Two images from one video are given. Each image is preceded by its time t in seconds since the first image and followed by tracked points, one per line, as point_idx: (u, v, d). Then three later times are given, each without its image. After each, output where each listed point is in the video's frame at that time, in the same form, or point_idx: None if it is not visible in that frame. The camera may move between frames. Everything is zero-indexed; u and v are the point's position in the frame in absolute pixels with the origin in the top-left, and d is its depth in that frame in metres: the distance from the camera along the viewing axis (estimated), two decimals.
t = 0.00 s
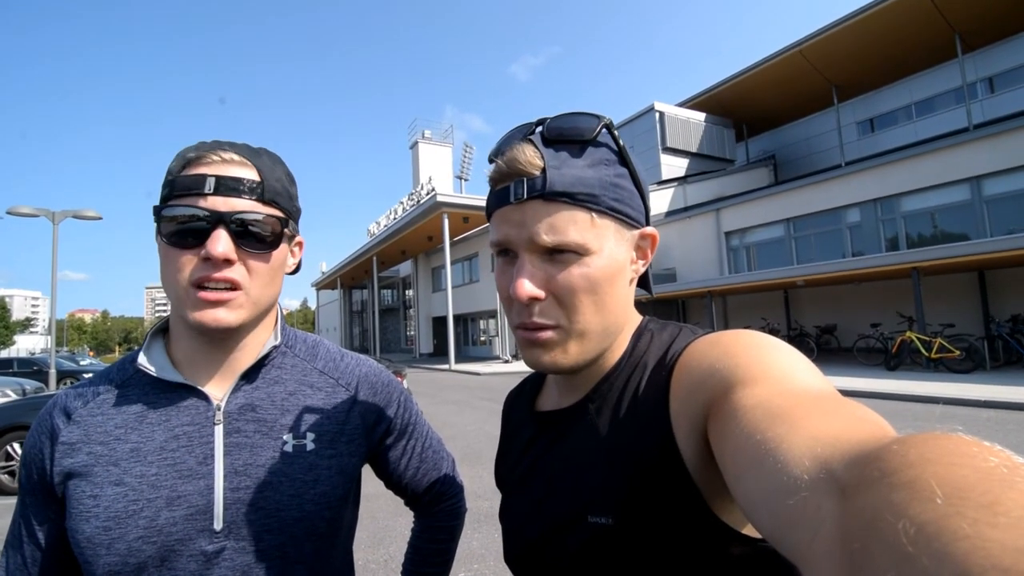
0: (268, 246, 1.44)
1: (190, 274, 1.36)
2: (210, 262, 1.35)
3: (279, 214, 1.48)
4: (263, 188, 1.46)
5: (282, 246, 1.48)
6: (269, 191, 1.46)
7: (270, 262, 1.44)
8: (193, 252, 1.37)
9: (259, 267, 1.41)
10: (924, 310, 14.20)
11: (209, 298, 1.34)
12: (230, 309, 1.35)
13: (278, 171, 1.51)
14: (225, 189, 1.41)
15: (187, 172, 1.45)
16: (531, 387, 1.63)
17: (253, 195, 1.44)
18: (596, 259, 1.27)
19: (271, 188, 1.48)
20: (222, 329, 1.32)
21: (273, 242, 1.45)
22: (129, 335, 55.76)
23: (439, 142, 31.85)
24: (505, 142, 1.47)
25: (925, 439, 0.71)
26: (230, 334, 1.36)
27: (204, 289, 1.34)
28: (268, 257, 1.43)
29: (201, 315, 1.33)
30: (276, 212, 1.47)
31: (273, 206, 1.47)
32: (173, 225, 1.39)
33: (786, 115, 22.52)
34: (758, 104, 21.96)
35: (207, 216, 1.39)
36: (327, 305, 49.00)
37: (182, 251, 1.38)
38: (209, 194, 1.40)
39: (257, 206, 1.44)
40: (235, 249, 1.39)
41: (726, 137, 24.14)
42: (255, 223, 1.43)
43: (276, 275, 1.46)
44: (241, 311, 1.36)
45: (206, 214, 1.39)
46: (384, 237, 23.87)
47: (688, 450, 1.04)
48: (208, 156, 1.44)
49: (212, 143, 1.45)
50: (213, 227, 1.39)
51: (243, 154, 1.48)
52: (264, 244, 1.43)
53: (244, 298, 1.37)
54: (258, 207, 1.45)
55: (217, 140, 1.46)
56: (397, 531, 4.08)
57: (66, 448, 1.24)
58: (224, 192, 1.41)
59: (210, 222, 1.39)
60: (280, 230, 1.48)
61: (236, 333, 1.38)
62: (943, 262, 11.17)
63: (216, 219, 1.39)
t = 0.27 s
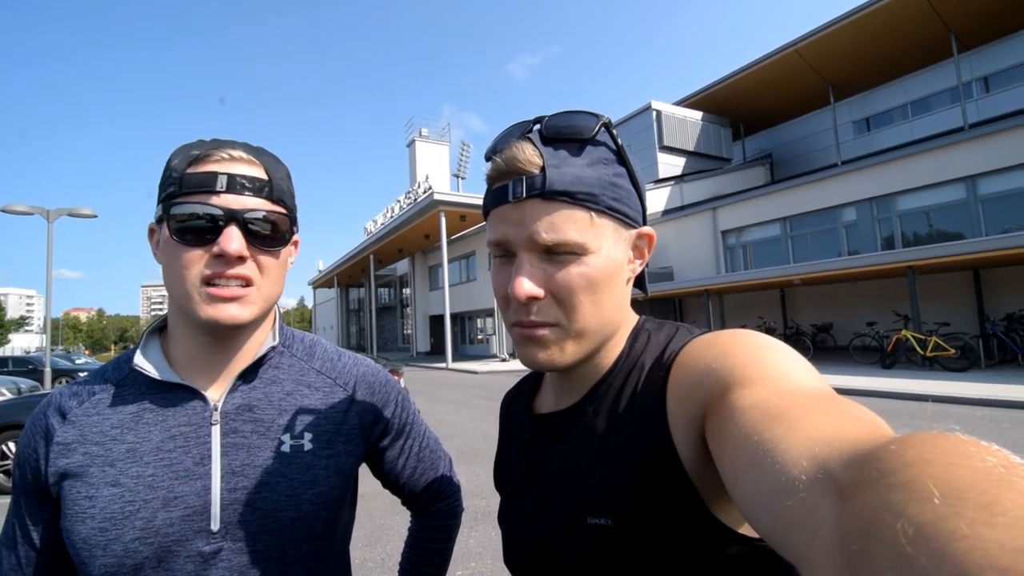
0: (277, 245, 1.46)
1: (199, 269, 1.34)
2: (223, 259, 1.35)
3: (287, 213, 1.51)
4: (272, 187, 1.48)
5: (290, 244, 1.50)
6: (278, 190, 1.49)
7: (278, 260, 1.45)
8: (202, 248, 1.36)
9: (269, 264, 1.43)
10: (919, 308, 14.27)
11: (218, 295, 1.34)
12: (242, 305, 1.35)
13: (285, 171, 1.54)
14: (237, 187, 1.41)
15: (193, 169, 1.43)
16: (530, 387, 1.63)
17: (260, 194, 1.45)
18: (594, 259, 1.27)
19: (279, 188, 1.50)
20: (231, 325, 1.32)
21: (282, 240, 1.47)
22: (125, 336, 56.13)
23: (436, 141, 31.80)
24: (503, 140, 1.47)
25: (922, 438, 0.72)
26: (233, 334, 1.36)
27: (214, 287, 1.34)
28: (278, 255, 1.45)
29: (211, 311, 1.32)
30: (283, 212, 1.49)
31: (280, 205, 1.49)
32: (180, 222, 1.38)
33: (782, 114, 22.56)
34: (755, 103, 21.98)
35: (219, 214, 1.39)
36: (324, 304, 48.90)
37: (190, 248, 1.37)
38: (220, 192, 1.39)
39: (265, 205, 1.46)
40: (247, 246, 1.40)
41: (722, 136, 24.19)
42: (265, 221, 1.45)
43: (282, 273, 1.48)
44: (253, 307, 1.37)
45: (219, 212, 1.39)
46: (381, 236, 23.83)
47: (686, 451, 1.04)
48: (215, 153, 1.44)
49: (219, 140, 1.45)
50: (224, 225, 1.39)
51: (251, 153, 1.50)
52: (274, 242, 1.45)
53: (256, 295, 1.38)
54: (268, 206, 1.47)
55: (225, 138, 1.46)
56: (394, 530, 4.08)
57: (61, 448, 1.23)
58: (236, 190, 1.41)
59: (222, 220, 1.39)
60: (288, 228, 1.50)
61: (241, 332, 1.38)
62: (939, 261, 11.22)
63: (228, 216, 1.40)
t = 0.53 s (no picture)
0: (284, 247, 1.47)
1: (211, 269, 1.34)
2: (237, 260, 1.35)
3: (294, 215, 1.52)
4: (281, 189, 1.49)
5: (296, 247, 1.51)
6: (287, 192, 1.50)
7: (286, 261, 1.47)
8: (213, 248, 1.35)
9: (278, 265, 1.44)
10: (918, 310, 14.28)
11: (227, 295, 1.34)
12: (253, 306, 1.35)
13: (291, 174, 1.55)
14: (248, 189, 1.42)
15: (204, 169, 1.42)
16: (530, 387, 1.63)
17: (269, 196, 1.46)
18: (595, 259, 1.27)
19: (287, 190, 1.51)
20: (241, 325, 1.32)
21: (289, 243, 1.48)
22: (125, 335, 56.03)
23: (436, 140, 31.80)
24: (505, 141, 1.46)
25: (922, 439, 0.72)
26: (237, 335, 1.35)
27: (224, 287, 1.34)
28: (286, 257, 1.46)
29: (222, 310, 1.32)
30: (291, 214, 1.50)
31: (288, 207, 1.50)
32: (192, 222, 1.37)
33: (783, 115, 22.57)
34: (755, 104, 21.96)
35: (229, 215, 1.38)
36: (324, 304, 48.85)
37: (200, 248, 1.35)
38: (234, 193, 1.40)
39: (274, 207, 1.47)
40: (259, 247, 1.40)
41: (723, 137, 24.19)
42: (274, 222, 1.45)
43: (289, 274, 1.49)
44: (264, 308, 1.37)
45: (229, 213, 1.39)
46: (381, 235, 23.81)
47: (685, 451, 1.04)
48: (227, 155, 1.44)
49: (230, 142, 1.45)
50: (236, 226, 1.38)
51: (260, 156, 1.50)
52: (282, 244, 1.46)
53: (266, 296, 1.39)
54: (277, 208, 1.47)
55: (237, 139, 1.46)
56: (393, 530, 4.07)
57: (59, 444, 1.23)
58: (247, 192, 1.42)
59: (232, 221, 1.38)
60: (294, 231, 1.52)
61: (247, 333, 1.37)
62: (938, 263, 11.22)
63: (240, 218, 1.40)
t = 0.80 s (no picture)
0: (292, 247, 1.49)
1: (230, 269, 1.33)
2: (257, 261, 1.36)
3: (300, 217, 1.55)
4: (289, 192, 1.51)
5: (300, 249, 1.54)
6: (294, 195, 1.53)
7: (293, 262, 1.49)
8: (231, 249, 1.34)
9: (289, 266, 1.46)
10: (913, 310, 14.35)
11: (243, 294, 1.34)
12: (271, 305, 1.37)
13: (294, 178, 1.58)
14: (263, 191, 1.43)
15: (216, 171, 1.41)
16: (530, 387, 1.62)
17: (279, 198, 1.47)
18: (592, 260, 1.26)
19: (293, 193, 1.54)
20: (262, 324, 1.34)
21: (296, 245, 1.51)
22: (119, 337, 55.78)
23: (433, 142, 31.80)
24: (502, 143, 1.46)
25: (920, 439, 0.72)
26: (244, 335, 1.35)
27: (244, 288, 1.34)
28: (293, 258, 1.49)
29: (242, 310, 1.32)
30: (297, 216, 1.53)
31: (294, 210, 1.53)
32: (209, 222, 1.35)
33: (778, 116, 22.66)
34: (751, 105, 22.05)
35: (245, 217, 1.38)
36: (320, 306, 48.70)
37: (216, 248, 1.34)
38: (251, 196, 1.40)
39: (283, 209, 1.48)
40: (274, 247, 1.42)
41: (718, 138, 24.27)
42: (284, 224, 1.47)
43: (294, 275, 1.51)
44: (279, 307, 1.40)
45: (245, 214, 1.39)
46: (377, 237, 23.77)
47: (683, 452, 1.04)
48: (240, 158, 1.45)
49: (240, 146, 1.46)
50: (251, 227, 1.39)
51: (268, 159, 1.52)
52: (290, 245, 1.49)
53: (279, 296, 1.41)
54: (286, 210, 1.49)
55: (248, 143, 1.47)
56: (390, 532, 4.06)
57: (52, 446, 1.22)
58: (262, 195, 1.43)
59: (248, 222, 1.38)
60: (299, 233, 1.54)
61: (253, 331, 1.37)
62: (933, 262, 11.28)
63: (255, 218, 1.40)
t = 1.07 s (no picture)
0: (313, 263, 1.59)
1: (281, 282, 1.39)
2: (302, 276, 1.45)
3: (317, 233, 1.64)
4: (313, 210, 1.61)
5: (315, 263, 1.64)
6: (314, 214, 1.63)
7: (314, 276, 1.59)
8: (281, 263, 1.41)
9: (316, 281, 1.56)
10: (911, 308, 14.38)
11: (290, 304, 1.43)
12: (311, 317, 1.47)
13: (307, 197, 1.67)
14: (301, 212, 1.53)
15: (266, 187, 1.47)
16: (530, 389, 1.62)
17: (307, 216, 1.57)
18: (598, 256, 1.28)
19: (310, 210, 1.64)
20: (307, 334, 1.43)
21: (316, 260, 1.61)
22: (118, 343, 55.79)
23: (430, 145, 31.83)
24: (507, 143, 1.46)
25: (918, 439, 0.72)
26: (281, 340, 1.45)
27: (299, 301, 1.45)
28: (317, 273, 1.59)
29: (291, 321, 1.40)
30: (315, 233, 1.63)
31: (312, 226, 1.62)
32: (266, 236, 1.40)
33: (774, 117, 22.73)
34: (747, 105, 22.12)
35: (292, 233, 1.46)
36: (319, 309, 48.67)
37: (271, 262, 1.40)
38: (297, 216, 1.50)
39: (309, 226, 1.57)
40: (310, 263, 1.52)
41: (715, 139, 24.33)
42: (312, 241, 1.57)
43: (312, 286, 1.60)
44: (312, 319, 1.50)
45: (292, 231, 1.46)
46: (375, 240, 23.76)
47: (684, 452, 1.05)
48: (276, 176, 1.52)
49: (275, 165, 1.53)
50: (297, 243, 1.47)
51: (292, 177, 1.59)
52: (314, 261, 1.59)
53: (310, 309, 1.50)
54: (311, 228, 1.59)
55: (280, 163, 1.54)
56: (390, 536, 4.05)
57: (50, 455, 1.21)
58: (301, 215, 1.53)
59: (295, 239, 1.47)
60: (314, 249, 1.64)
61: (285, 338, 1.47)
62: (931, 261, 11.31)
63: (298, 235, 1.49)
